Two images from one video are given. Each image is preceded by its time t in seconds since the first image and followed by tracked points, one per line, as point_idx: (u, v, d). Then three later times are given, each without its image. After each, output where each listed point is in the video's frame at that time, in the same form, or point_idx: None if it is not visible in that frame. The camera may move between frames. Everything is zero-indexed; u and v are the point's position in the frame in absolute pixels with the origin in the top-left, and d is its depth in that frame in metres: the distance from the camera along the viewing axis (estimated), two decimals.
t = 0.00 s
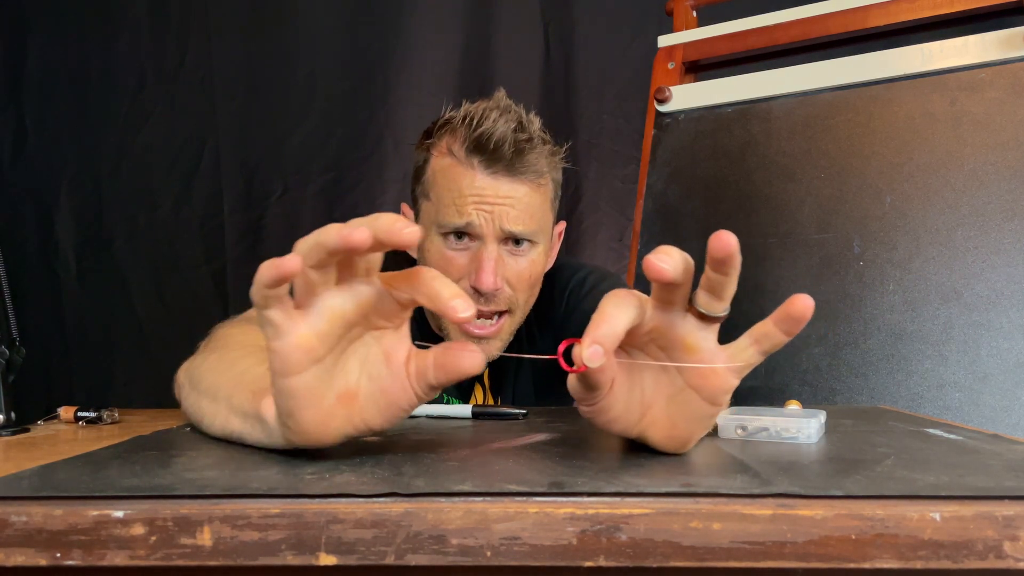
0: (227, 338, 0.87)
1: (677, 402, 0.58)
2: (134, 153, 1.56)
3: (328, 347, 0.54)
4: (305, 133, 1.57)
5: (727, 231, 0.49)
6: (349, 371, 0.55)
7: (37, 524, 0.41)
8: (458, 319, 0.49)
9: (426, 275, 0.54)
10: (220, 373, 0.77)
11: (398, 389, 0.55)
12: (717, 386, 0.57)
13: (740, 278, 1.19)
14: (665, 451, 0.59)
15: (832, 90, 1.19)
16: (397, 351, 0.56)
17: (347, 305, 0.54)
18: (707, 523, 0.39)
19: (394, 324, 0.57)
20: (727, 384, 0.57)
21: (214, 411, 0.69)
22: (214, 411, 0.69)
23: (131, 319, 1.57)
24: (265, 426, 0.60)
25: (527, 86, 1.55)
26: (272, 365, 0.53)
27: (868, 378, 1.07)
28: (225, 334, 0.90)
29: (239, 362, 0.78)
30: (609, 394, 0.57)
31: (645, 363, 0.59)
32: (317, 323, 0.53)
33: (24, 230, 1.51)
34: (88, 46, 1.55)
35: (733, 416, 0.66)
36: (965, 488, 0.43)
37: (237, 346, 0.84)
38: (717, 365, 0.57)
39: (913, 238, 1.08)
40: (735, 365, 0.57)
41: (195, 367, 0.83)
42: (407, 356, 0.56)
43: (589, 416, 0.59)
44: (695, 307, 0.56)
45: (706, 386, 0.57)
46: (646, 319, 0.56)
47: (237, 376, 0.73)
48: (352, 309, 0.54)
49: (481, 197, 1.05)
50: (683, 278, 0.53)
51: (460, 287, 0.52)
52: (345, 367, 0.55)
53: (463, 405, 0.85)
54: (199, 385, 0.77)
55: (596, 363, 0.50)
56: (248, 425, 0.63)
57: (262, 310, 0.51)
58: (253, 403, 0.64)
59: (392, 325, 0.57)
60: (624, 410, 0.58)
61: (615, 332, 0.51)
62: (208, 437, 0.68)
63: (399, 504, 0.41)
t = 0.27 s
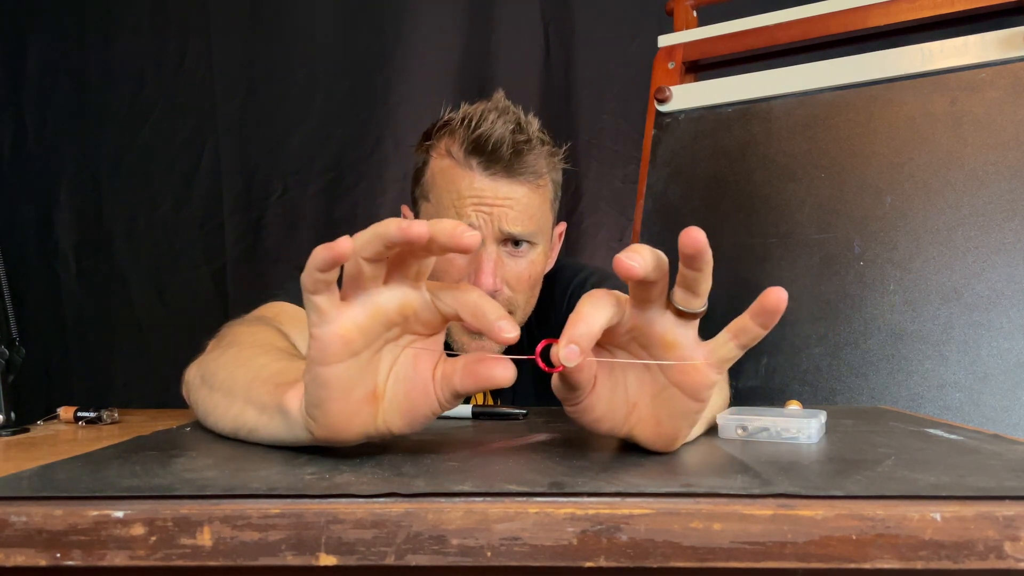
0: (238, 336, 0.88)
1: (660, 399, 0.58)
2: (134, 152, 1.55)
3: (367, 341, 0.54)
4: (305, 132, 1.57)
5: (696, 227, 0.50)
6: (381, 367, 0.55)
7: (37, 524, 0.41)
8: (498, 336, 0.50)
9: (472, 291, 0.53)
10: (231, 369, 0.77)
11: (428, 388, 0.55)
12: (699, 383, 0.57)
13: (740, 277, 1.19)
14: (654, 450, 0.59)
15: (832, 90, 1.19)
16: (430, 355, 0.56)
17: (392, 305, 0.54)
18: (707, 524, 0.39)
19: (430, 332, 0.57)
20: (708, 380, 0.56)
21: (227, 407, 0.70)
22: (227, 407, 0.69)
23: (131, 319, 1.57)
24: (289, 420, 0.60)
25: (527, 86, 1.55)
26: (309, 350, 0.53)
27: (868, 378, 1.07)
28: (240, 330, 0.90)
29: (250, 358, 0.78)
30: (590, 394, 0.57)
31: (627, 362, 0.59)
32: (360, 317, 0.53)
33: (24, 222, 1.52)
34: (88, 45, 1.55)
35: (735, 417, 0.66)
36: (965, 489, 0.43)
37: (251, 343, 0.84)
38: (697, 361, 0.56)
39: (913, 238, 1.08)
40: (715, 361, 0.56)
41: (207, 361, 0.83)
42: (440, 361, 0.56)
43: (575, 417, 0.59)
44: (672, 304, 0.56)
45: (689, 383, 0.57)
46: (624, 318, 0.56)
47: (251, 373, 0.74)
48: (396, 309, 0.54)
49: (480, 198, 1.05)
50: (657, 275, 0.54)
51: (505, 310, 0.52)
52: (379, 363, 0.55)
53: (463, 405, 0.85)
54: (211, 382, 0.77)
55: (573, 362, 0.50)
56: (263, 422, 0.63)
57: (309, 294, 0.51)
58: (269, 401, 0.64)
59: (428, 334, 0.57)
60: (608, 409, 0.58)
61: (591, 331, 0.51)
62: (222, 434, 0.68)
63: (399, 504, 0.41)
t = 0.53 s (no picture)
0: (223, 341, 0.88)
1: (675, 401, 0.58)
2: (134, 152, 1.55)
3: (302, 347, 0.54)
4: (305, 132, 1.57)
5: (732, 232, 0.50)
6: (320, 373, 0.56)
7: (37, 524, 0.41)
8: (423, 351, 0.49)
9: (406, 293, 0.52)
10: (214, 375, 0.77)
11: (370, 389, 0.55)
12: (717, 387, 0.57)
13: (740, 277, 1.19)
14: (662, 452, 0.58)
15: (832, 90, 1.19)
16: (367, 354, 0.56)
17: (319, 311, 0.55)
18: (708, 524, 0.39)
19: (368, 332, 0.58)
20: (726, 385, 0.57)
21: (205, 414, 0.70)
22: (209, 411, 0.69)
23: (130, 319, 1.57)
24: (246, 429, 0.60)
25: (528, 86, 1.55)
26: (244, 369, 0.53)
27: (869, 378, 1.07)
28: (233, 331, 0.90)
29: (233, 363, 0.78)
30: (606, 393, 0.57)
31: (645, 363, 0.59)
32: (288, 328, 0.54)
33: (25, 221, 1.53)
34: (88, 45, 1.55)
35: (734, 416, 0.66)
36: (965, 489, 0.43)
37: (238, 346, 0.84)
38: (718, 366, 0.56)
39: (913, 237, 1.08)
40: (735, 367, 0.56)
41: (199, 366, 0.83)
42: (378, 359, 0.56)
43: (588, 415, 0.59)
44: (697, 307, 0.56)
45: (706, 387, 0.57)
46: (648, 317, 0.56)
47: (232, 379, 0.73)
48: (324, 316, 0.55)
49: (469, 190, 1.06)
50: (685, 277, 0.54)
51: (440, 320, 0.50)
52: (318, 370, 0.56)
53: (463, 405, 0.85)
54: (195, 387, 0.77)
55: (599, 360, 0.49)
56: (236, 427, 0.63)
57: (227, 315, 0.52)
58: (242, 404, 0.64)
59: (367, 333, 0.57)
60: (624, 409, 0.58)
61: (617, 330, 0.51)
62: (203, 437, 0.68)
63: (399, 504, 0.41)
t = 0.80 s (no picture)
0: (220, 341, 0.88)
1: (678, 402, 0.58)
2: (134, 153, 1.55)
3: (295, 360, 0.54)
4: (305, 132, 1.57)
5: (742, 236, 0.50)
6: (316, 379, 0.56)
7: (37, 524, 0.41)
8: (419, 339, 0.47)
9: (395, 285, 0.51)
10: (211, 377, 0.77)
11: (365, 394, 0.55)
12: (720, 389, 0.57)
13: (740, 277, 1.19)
14: (663, 452, 0.59)
15: (832, 90, 1.19)
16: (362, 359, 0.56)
17: (311, 320, 0.54)
18: (708, 524, 0.39)
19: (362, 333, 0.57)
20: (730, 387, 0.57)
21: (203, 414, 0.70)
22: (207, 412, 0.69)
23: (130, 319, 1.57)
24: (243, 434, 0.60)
25: (527, 86, 1.55)
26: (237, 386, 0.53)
27: (868, 378, 1.07)
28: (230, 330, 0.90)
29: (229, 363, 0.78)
30: (611, 393, 0.57)
31: (649, 363, 0.59)
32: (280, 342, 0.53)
33: (26, 220, 1.53)
34: (88, 45, 1.55)
35: (735, 416, 0.66)
36: (965, 489, 0.43)
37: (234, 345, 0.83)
38: (723, 369, 0.57)
39: (913, 238, 1.08)
40: (739, 369, 0.57)
41: (197, 368, 0.82)
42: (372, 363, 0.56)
43: (590, 413, 0.59)
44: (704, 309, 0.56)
45: (710, 389, 0.58)
46: (655, 317, 0.56)
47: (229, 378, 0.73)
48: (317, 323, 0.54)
49: (472, 190, 1.06)
50: (694, 278, 0.54)
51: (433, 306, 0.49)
52: (313, 378, 0.56)
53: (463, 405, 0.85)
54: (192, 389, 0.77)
55: (606, 359, 0.49)
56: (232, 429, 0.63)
57: (221, 333, 0.51)
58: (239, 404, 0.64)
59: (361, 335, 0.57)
60: (626, 410, 0.58)
61: (625, 329, 0.51)
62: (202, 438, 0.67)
63: (399, 504, 0.41)
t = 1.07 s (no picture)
0: (219, 336, 0.88)
1: (673, 403, 0.59)
2: (134, 152, 1.55)
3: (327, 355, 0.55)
4: (305, 132, 1.57)
5: (727, 235, 0.50)
6: (350, 363, 0.58)
7: (37, 524, 0.41)
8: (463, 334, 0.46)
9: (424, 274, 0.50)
10: (215, 372, 0.78)
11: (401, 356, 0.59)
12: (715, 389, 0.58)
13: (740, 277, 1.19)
14: (661, 452, 0.59)
15: (832, 90, 1.19)
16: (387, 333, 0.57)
17: (339, 316, 0.54)
18: (707, 524, 0.39)
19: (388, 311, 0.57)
20: (723, 387, 0.58)
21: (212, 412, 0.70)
22: (218, 407, 0.70)
23: (130, 319, 1.57)
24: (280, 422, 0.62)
25: (528, 86, 1.55)
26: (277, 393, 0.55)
27: (868, 378, 1.07)
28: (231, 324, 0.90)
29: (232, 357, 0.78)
30: (605, 397, 0.57)
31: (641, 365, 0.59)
32: (309, 343, 0.55)
33: (26, 221, 1.53)
34: (88, 45, 1.55)
35: (735, 416, 0.66)
36: (965, 488, 0.43)
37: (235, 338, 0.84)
38: (716, 369, 0.57)
39: (913, 238, 1.08)
40: (732, 369, 0.57)
41: (199, 364, 0.83)
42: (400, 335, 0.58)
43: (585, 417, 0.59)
44: (693, 311, 0.56)
45: (704, 389, 0.58)
46: (644, 320, 0.56)
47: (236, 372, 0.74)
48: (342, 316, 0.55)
49: (476, 196, 1.06)
50: (681, 280, 0.54)
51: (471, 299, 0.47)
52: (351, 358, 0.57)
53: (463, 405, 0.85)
54: (197, 385, 0.78)
55: (596, 365, 0.49)
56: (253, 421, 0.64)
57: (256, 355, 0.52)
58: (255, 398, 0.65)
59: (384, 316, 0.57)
60: (622, 412, 0.58)
61: (613, 334, 0.51)
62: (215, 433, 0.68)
63: (399, 504, 0.41)
